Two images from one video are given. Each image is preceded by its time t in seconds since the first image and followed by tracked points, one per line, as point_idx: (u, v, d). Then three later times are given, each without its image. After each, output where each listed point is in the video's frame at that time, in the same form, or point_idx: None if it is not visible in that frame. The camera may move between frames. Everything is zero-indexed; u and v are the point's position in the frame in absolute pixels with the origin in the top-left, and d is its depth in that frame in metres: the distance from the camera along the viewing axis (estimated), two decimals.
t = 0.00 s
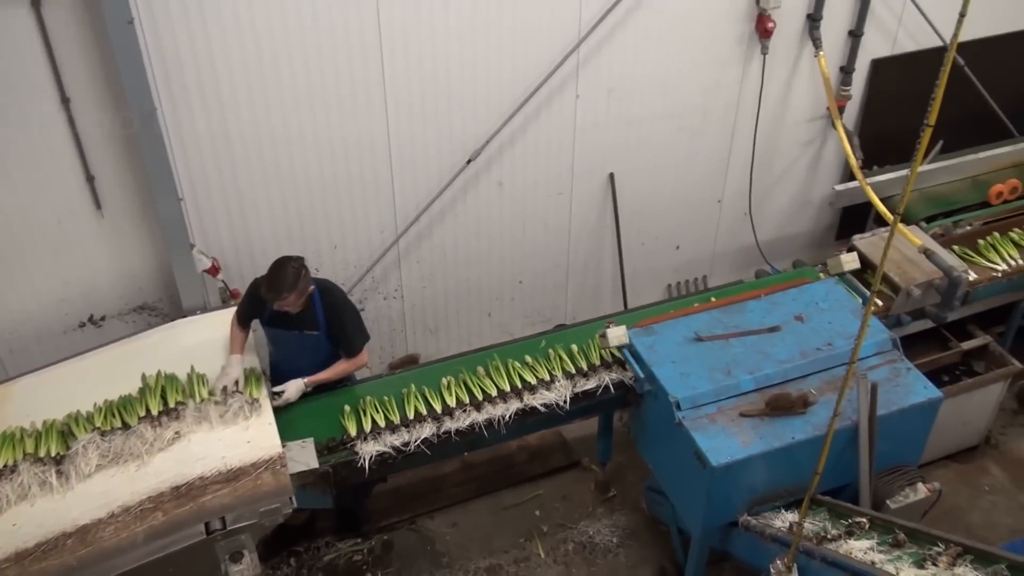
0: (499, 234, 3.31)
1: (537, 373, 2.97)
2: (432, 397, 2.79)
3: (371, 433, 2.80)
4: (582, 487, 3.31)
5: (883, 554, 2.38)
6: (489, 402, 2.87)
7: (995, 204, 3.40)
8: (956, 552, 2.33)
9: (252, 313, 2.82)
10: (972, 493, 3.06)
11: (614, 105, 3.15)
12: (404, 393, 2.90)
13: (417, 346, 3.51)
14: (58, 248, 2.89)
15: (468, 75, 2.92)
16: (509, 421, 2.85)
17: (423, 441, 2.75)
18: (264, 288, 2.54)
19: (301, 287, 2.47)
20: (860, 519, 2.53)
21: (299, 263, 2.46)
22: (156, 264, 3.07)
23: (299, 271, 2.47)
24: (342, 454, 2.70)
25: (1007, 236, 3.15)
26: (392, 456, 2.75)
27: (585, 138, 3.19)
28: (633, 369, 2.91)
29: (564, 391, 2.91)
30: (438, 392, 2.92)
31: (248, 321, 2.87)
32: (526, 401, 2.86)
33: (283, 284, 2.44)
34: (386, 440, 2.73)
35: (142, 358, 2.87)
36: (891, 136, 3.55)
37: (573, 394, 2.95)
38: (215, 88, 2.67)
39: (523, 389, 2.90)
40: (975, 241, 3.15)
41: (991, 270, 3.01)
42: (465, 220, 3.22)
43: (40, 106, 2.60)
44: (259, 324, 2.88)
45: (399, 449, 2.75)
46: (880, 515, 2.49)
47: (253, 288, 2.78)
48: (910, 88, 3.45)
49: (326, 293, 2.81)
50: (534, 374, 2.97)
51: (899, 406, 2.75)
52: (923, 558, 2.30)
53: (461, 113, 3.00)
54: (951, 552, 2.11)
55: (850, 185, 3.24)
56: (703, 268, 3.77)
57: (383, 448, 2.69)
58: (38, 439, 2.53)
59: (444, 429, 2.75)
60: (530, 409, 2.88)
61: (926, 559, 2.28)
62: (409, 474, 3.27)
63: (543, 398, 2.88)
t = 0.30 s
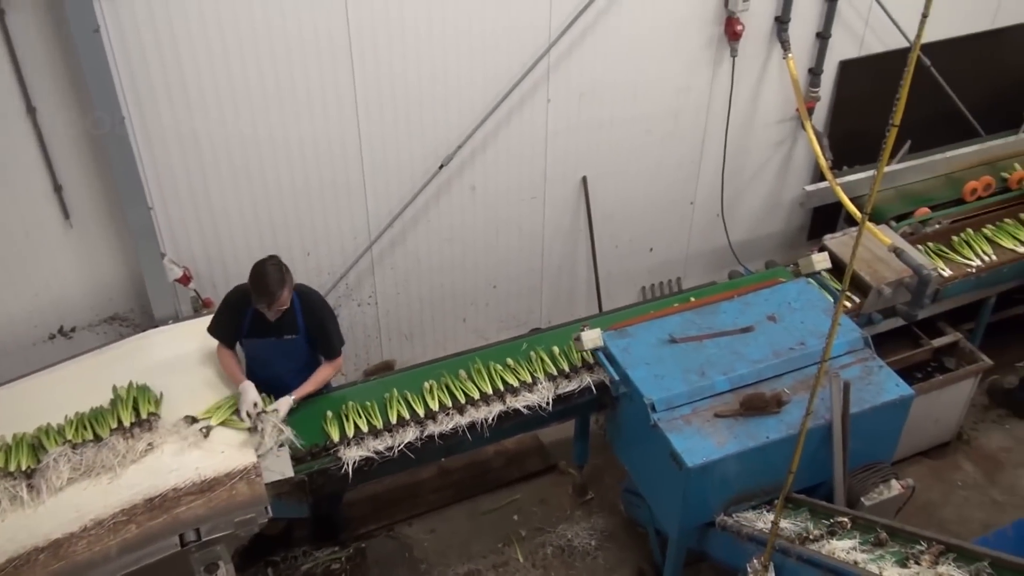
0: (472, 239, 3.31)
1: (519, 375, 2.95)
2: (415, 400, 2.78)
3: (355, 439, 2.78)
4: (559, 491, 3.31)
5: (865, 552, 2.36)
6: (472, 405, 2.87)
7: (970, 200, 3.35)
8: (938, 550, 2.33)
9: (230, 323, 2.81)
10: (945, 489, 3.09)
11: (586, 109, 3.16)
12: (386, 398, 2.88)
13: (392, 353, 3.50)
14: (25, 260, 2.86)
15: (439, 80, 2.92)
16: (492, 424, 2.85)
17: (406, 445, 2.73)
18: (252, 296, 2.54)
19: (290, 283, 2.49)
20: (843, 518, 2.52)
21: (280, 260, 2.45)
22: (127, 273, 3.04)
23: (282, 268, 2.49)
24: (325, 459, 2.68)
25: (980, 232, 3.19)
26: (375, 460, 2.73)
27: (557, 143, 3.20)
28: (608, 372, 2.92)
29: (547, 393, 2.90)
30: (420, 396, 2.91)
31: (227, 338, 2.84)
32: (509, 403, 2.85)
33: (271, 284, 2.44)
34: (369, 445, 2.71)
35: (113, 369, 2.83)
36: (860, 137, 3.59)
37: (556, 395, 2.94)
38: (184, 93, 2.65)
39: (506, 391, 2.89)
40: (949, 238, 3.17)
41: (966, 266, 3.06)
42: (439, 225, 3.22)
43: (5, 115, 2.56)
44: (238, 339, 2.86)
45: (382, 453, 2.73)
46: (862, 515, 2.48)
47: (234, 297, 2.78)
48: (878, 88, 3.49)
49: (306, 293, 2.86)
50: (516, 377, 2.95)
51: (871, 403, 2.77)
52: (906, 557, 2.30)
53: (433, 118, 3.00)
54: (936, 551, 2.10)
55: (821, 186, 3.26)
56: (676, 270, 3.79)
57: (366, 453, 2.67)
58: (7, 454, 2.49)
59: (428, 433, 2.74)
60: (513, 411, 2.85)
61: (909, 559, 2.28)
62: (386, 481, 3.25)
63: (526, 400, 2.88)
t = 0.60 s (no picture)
0: (444, 244, 3.31)
1: (500, 377, 2.97)
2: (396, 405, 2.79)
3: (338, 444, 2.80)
4: (536, 494, 3.31)
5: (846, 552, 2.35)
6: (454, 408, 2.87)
7: (943, 196, 3.40)
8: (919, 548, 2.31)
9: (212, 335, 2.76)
10: (918, 483, 3.12)
11: (556, 113, 3.17)
12: (368, 402, 2.89)
13: (366, 360, 3.49)
14: None
15: (408, 86, 2.92)
16: (474, 427, 2.85)
17: (387, 450, 2.75)
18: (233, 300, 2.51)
19: (272, 281, 2.49)
20: (823, 517, 2.51)
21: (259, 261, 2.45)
22: (96, 284, 3.01)
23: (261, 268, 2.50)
24: (306, 465, 2.67)
25: (952, 227, 3.23)
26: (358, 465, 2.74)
27: (527, 147, 3.20)
28: (582, 375, 2.92)
29: (529, 394, 2.91)
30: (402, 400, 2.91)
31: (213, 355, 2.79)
32: (490, 405, 2.86)
33: (253, 282, 2.42)
34: (351, 450, 2.73)
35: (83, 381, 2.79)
36: (828, 137, 3.63)
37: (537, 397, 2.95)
38: (150, 99, 2.62)
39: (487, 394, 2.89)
40: (922, 233, 3.22)
41: (939, 261, 3.09)
42: (411, 231, 3.22)
43: None
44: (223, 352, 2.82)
45: (365, 458, 2.75)
46: (842, 514, 2.46)
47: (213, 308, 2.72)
48: (844, 88, 3.52)
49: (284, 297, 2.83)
50: (497, 379, 2.98)
51: (843, 401, 2.79)
52: (887, 555, 2.28)
53: (403, 124, 2.99)
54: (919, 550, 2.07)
55: (789, 186, 3.29)
56: (649, 271, 3.80)
57: (347, 458, 2.69)
58: None
59: (409, 437, 2.75)
60: (496, 413, 2.88)
61: (891, 557, 2.26)
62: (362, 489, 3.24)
63: (507, 402, 2.88)
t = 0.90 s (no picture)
0: (415, 251, 3.30)
1: (480, 382, 2.97)
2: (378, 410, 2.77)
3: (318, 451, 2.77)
4: (513, 499, 3.31)
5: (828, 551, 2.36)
6: (435, 413, 2.86)
7: (915, 192, 3.47)
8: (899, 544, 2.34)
9: (186, 347, 2.70)
10: (890, 479, 3.15)
11: (524, 117, 3.17)
12: (349, 409, 2.87)
13: (340, 369, 3.47)
14: None
15: (375, 93, 2.92)
16: (455, 432, 2.84)
17: (369, 456, 2.73)
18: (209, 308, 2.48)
19: (250, 289, 2.46)
20: (803, 516, 2.51)
21: (236, 269, 2.41)
22: (63, 299, 2.98)
23: (239, 277, 2.47)
24: (290, 473, 2.67)
25: (923, 223, 3.30)
26: (340, 472, 2.72)
27: (497, 152, 3.21)
28: (555, 379, 2.93)
29: (509, 397, 2.91)
30: (383, 407, 2.89)
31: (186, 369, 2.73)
32: (470, 409, 2.86)
33: (230, 291, 2.39)
34: (333, 457, 2.70)
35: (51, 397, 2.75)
36: (795, 137, 3.66)
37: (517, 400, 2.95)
38: (113, 108, 2.59)
39: (467, 398, 2.89)
40: (893, 230, 3.28)
41: (911, 256, 3.16)
42: (381, 238, 3.21)
43: None
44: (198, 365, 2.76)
45: (347, 465, 2.73)
46: (823, 513, 2.47)
47: (186, 322, 2.67)
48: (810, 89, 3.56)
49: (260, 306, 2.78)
50: (478, 383, 2.97)
51: (813, 399, 2.81)
52: (868, 553, 2.31)
53: (371, 131, 2.99)
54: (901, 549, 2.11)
55: (758, 186, 3.31)
56: (621, 274, 3.82)
57: (330, 465, 2.66)
58: None
59: (391, 443, 2.73)
60: (476, 416, 2.87)
61: (871, 555, 2.28)
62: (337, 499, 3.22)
63: (488, 406, 2.89)
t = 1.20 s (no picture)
0: (381, 264, 3.29)
1: (455, 392, 2.96)
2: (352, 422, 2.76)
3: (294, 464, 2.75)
4: (483, 511, 3.31)
5: (803, 557, 2.37)
6: (410, 423, 2.86)
7: (882, 196, 3.47)
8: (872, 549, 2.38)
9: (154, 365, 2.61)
10: (856, 483, 3.19)
11: (488, 128, 3.18)
12: (323, 421, 2.84)
13: (307, 383, 3.46)
14: None
15: (339, 106, 2.92)
16: (430, 442, 2.84)
17: (344, 468, 2.71)
18: (176, 321, 2.40)
19: (218, 303, 2.39)
20: (777, 523, 2.52)
21: (205, 284, 2.34)
22: (23, 317, 2.94)
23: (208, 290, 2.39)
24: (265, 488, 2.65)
25: (889, 227, 3.36)
26: (315, 485, 2.70)
27: (462, 164, 3.21)
28: (523, 390, 2.93)
29: (484, 406, 2.91)
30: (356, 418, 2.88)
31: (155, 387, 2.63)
32: (446, 419, 2.86)
33: (197, 305, 2.32)
34: (308, 470, 2.69)
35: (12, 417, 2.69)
36: (758, 146, 3.70)
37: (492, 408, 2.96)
38: (72, 123, 2.56)
39: (442, 408, 2.89)
40: (860, 235, 3.33)
41: (878, 260, 3.21)
42: (348, 251, 3.20)
43: None
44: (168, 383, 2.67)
45: (322, 478, 2.71)
46: (796, 519, 2.47)
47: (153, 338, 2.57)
48: (772, 98, 3.60)
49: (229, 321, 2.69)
50: (452, 393, 2.97)
51: (778, 405, 2.83)
52: (843, 559, 2.32)
53: (335, 144, 2.98)
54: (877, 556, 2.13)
55: (721, 195, 3.34)
56: (588, 284, 3.84)
57: (305, 478, 2.64)
58: None
59: (366, 454, 2.72)
60: (450, 427, 2.87)
61: (847, 560, 2.30)
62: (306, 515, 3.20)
63: (463, 415, 2.89)
